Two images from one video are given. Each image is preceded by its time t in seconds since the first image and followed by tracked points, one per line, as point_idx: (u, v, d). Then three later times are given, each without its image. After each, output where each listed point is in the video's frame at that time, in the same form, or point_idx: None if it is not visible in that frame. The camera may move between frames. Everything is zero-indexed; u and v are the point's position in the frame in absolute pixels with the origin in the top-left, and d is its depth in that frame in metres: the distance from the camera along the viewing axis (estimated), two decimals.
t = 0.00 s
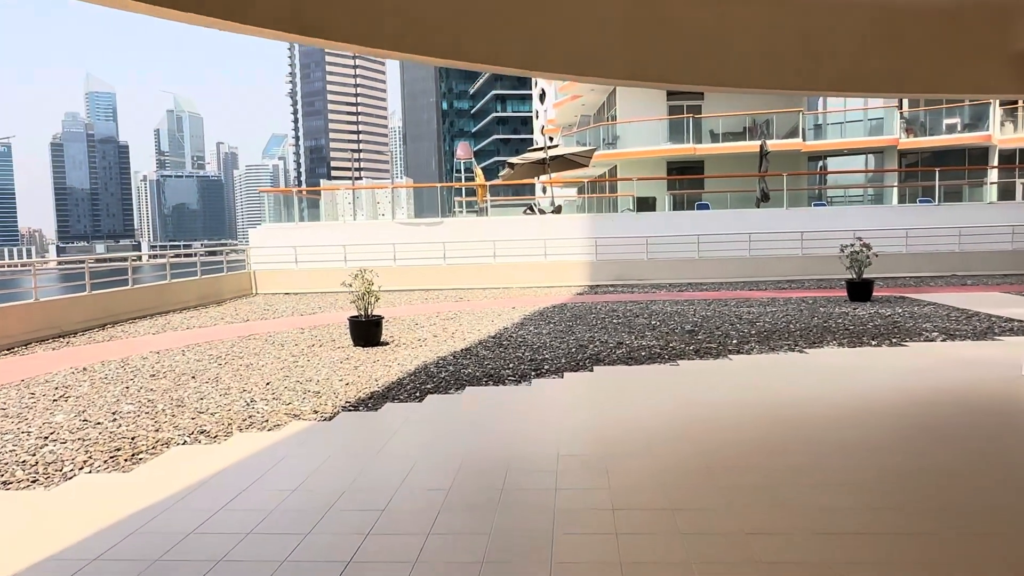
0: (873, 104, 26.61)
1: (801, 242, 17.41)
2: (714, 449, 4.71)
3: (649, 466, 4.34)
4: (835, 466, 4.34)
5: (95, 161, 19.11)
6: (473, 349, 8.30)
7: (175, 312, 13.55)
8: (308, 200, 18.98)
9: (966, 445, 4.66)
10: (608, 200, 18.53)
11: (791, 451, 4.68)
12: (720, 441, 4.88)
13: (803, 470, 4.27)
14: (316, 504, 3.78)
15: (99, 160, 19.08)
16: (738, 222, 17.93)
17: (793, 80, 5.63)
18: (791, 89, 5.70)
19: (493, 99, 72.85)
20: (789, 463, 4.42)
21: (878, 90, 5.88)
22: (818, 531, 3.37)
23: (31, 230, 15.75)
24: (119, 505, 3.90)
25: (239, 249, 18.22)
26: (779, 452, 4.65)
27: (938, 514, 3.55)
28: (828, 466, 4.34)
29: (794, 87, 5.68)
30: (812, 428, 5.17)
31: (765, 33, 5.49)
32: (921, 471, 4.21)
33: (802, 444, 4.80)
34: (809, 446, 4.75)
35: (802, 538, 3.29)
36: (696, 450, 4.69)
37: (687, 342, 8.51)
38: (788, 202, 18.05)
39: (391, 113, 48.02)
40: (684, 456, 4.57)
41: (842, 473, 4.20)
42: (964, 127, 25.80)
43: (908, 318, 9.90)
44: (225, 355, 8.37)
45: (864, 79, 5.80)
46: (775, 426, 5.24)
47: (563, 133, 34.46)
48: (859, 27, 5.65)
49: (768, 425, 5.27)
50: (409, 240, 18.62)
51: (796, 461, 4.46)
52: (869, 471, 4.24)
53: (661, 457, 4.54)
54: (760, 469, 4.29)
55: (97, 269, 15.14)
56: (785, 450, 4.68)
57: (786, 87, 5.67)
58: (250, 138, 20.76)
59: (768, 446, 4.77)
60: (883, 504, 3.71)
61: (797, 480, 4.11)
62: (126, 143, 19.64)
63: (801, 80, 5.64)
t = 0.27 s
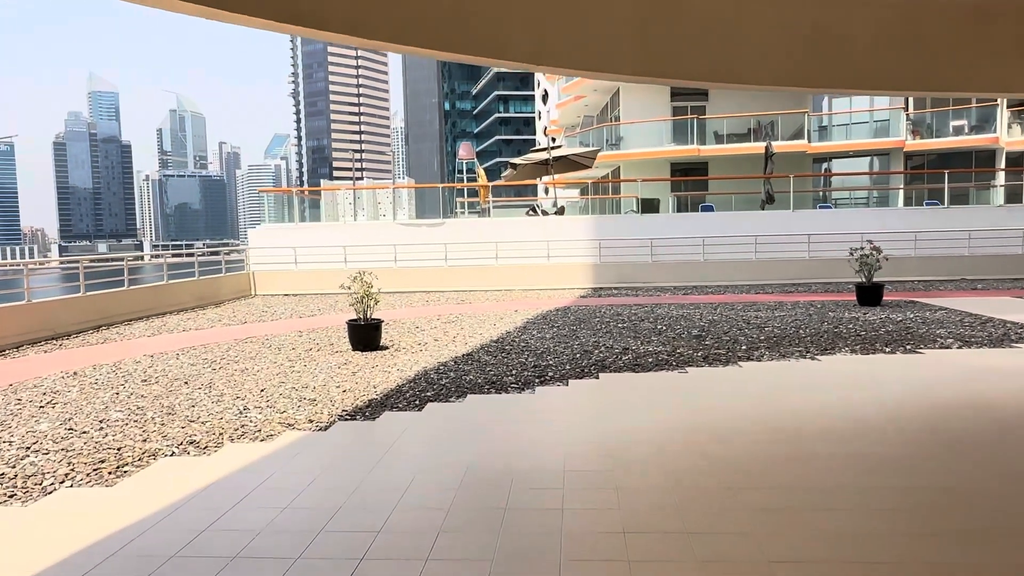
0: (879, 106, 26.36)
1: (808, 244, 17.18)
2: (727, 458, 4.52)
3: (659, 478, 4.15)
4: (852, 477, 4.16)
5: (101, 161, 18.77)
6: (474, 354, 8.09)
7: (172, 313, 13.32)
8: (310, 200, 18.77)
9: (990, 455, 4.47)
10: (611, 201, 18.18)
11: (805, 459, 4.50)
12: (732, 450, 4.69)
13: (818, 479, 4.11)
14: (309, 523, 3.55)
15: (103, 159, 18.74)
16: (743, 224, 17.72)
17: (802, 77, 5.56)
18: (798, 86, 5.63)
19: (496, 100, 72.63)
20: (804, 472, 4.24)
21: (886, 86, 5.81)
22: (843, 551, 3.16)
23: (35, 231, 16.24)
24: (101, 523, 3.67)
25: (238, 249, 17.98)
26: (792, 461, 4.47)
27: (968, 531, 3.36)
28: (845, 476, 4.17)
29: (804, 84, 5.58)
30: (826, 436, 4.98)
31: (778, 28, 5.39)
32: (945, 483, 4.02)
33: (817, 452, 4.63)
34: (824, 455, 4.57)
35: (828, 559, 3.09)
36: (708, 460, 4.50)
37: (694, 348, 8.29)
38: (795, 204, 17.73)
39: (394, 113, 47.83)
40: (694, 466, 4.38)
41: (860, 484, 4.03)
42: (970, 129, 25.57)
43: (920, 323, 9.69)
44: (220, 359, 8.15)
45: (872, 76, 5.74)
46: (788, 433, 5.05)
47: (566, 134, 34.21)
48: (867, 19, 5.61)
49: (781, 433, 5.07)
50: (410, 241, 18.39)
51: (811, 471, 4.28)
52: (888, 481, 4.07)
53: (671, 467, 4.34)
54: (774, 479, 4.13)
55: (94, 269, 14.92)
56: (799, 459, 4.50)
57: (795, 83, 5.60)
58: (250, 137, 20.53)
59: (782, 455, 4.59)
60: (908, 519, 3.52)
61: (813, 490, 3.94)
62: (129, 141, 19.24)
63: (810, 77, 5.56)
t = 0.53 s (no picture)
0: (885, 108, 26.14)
1: (816, 246, 16.96)
2: (748, 469, 4.30)
3: (678, 490, 3.93)
4: (880, 488, 3.92)
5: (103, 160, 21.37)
6: (479, 358, 7.87)
7: (171, 315, 13.13)
8: (311, 201, 18.55)
9: None
10: (614, 203, 18.07)
11: (830, 469, 4.28)
12: (752, 460, 4.47)
13: (847, 491, 3.88)
14: (308, 542, 3.33)
15: (105, 159, 21.35)
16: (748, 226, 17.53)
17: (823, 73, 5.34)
18: (818, 81, 5.41)
19: (497, 101, 72.49)
20: (831, 484, 4.01)
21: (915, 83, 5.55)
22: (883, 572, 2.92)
23: (36, 229, 17.36)
24: (87, 540, 3.45)
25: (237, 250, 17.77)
26: (816, 472, 4.24)
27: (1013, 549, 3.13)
28: (874, 487, 3.94)
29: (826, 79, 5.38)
30: (851, 446, 4.74)
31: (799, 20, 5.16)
32: (984, 496, 3.78)
33: (844, 463, 4.39)
34: (851, 466, 4.34)
35: None
36: (728, 472, 4.27)
37: (705, 353, 8.07)
38: (800, 206, 17.56)
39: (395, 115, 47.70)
40: (714, 478, 4.15)
41: (892, 497, 3.80)
42: (977, 130, 25.27)
43: (934, 327, 9.46)
44: (218, 363, 7.94)
45: (901, 72, 5.47)
46: (809, 443, 4.83)
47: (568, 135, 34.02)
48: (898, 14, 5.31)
49: (802, 442, 4.85)
50: (412, 242, 18.17)
51: (839, 482, 4.05)
52: (922, 494, 3.84)
53: (692, 480, 4.12)
54: (800, 491, 3.89)
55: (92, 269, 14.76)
56: (824, 469, 4.27)
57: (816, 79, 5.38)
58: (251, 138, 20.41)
59: (805, 465, 4.36)
60: (948, 535, 3.29)
61: (841, 503, 3.71)
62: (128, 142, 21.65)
63: (832, 71, 5.34)
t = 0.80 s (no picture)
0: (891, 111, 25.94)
1: (825, 250, 16.73)
2: (775, 480, 4.08)
3: (704, 503, 3.71)
4: (915, 502, 3.70)
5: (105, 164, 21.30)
6: (485, 365, 7.66)
7: (171, 320, 12.90)
8: (314, 203, 18.23)
9: None
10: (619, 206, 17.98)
11: (861, 480, 4.06)
12: (779, 470, 4.25)
13: (884, 504, 3.66)
14: (311, 563, 3.10)
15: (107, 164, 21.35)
16: (755, 229, 17.33)
17: (851, 70, 5.12)
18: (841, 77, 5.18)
19: (499, 105, 72.37)
20: (865, 496, 3.79)
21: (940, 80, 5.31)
22: None
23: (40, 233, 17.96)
24: (74, 560, 3.23)
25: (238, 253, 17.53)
26: (848, 482, 4.03)
27: None
28: (910, 502, 3.71)
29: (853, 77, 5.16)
30: (879, 455, 4.53)
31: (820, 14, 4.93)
32: None
33: (874, 473, 4.17)
34: (883, 478, 4.11)
35: None
36: (754, 482, 4.05)
37: (717, 359, 7.85)
38: (807, 209, 17.39)
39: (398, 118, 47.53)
40: (741, 489, 3.93)
41: (930, 511, 3.58)
42: (984, 134, 25.03)
43: (950, 333, 9.25)
44: (217, 369, 7.71)
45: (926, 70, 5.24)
46: (836, 452, 4.61)
47: (571, 138, 33.81)
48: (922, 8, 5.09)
49: (828, 451, 4.64)
50: (415, 245, 17.92)
51: (873, 494, 3.83)
52: (961, 508, 3.62)
53: (717, 491, 3.91)
54: (833, 504, 3.67)
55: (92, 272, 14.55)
56: (855, 480, 4.06)
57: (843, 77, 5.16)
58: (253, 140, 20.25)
59: (835, 476, 4.13)
60: (995, 553, 3.07)
61: (877, 518, 3.48)
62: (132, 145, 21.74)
63: (855, 68, 5.11)
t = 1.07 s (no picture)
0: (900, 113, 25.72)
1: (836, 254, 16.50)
2: (804, 495, 3.88)
3: (731, 520, 3.51)
4: (958, 520, 3.46)
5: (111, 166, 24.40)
6: (493, 373, 7.46)
7: (173, 325, 12.74)
8: (317, 206, 18.06)
9: None
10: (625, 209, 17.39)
11: (894, 495, 3.86)
12: (807, 484, 4.05)
13: (925, 524, 3.42)
14: None
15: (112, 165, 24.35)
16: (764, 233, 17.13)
17: (876, 70, 4.91)
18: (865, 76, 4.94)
19: (503, 108, 72.26)
20: (901, 515, 3.56)
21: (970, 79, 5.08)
22: None
23: (45, 236, 20.02)
24: None
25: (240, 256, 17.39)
26: (881, 497, 3.83)
27: None
28: (953, 520, 3.47)
29: (881, 78, 4.96)
30: (910, 468, 4.32)
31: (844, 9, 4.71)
32: None
33: (908, 489, 3.95)
34: (918, 493, 3.86)
35: None
36: (782, 497, 3.85)
37: (731, 367, 7.64)
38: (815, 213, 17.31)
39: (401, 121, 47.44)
40: (769, 504, 3.73)
41: (975, 530, 3.34)
42: (993, 137, 24.63)
43: (968, 340, 9.03)
44: (219, 377, 7.53)
45: (955, 68, 5.01)
46: (864, 464, 4.41)
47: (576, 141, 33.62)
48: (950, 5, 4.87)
49: (855, 463, 4.44)
50: (419, 248, 17.73)
51: (908, 511, 3.62)
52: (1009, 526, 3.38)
53: (744, 507, 3.71)
54: (867, 523, 3.44)
55: (94, 276, 14.44)
56: (888, 494, 3.86)
57: (870, 77, 4.95)
58: (254, 142, 20.21)
59: (866, 491, 3.93)
60: None
61: (919, 540, 3.23)
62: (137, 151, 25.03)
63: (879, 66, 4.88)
